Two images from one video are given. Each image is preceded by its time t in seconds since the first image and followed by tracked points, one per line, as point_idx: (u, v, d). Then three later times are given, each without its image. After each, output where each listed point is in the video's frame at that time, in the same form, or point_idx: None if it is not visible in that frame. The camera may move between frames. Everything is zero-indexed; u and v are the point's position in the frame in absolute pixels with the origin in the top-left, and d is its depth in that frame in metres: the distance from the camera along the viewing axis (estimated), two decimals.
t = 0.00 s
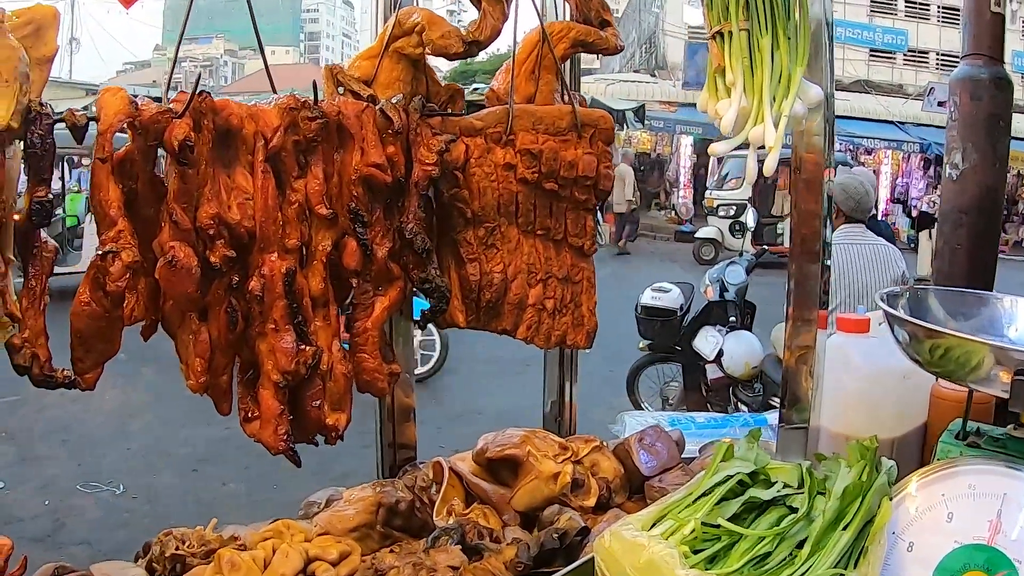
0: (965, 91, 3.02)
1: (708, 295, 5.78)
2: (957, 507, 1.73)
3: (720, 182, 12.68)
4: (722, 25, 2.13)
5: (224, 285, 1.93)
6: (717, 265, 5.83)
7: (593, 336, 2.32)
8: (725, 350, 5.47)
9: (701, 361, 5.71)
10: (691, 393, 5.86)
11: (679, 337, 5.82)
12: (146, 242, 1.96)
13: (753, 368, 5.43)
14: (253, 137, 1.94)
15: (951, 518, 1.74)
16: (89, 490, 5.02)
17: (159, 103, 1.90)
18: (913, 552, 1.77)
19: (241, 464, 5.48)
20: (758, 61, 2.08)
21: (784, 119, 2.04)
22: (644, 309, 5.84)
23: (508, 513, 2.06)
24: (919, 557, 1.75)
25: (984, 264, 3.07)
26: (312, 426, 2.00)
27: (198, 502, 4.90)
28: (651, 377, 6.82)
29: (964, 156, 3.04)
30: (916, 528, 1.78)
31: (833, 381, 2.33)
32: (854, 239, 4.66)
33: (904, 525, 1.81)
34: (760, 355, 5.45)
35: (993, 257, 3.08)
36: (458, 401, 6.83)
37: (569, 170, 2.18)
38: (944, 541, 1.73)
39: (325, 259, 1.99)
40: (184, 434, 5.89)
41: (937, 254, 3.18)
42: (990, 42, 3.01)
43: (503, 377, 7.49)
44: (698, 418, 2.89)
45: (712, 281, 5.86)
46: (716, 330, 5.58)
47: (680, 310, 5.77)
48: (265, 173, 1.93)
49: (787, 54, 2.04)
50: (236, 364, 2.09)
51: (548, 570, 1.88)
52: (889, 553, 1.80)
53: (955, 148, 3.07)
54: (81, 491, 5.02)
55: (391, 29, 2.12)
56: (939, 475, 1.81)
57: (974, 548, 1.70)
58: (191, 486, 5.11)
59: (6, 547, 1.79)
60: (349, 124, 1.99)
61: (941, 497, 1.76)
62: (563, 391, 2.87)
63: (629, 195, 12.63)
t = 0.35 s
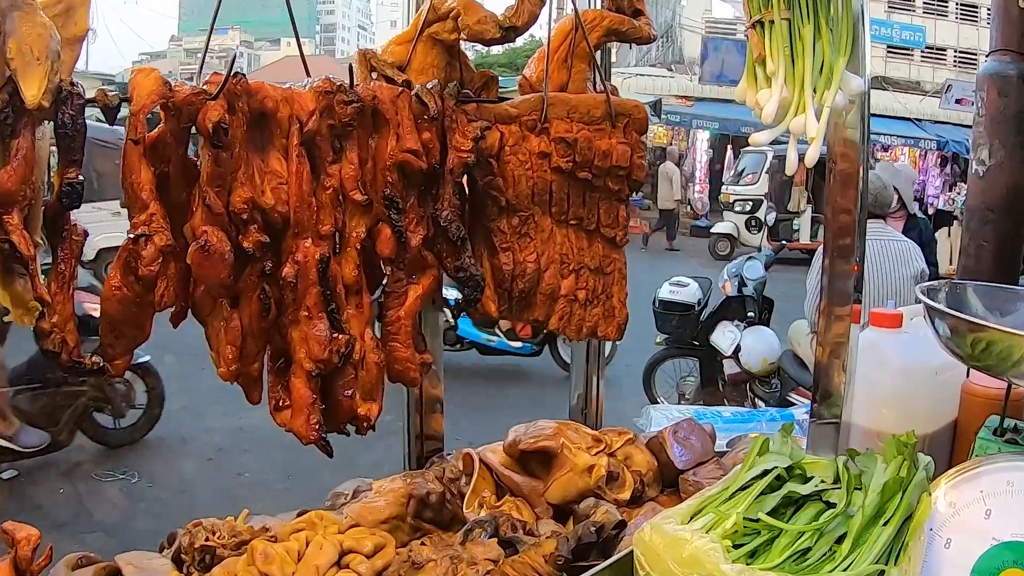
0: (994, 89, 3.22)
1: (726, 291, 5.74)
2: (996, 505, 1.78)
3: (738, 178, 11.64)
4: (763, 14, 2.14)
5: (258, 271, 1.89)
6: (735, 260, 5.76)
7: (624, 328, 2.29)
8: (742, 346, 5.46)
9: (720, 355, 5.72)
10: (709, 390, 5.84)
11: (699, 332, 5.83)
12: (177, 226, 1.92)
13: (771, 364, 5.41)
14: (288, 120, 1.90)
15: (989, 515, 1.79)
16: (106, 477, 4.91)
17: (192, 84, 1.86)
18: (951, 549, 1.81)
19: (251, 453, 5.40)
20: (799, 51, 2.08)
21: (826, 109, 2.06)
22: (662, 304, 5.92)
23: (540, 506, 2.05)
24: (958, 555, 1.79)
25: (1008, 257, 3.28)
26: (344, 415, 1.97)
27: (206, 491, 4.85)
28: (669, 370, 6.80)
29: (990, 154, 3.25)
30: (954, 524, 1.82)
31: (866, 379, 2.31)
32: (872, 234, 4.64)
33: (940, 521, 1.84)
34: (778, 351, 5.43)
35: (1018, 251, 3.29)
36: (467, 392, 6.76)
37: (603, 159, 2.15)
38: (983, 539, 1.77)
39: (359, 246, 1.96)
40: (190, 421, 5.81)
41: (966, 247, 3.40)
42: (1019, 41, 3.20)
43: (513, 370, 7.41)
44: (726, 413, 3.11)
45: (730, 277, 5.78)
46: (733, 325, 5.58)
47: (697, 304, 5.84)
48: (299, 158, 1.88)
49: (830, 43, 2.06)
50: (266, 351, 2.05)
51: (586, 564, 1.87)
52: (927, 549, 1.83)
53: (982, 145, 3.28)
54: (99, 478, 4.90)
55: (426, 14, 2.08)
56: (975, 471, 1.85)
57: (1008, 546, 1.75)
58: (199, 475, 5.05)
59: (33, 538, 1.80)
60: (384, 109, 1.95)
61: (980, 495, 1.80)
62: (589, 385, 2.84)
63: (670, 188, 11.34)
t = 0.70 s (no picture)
0: (1011, 88, 3.01)
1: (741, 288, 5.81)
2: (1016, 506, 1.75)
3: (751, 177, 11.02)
4: (790, 15, 2.14)
5: (287, 266, 1.91)
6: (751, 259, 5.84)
7: (646, 326, 2.31)
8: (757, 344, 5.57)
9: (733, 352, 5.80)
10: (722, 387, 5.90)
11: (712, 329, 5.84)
12: (207, 220, 1.93)
13: (785, 363, 5.52)
14: (318, 117, 1.92)
15: (1008, 516, 1.76)
16: (117, 470, 4.94)
17: (224, 80, 1.87)
18: (970, 550, 1.77)
19: (262, 445, 5.40)
20: (826, 52, 2.09)
21: (852, 112, 2.08)
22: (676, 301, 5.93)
23: (563, 502, 2.09)
24: (977, 556, 1.75)
25: None
26: (370, 410, 1.98)
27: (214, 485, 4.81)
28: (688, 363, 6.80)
29: (1008, 155, 3.03)
30: (973, 525, 1.78)
31: (886, 380, 2.34)
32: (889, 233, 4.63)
33: (959, 521, 1.81)
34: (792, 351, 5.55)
35: None
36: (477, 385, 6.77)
37: (627, 158, 2.16)
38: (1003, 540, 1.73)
39: (387, 242, 1.97)
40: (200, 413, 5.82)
41: (985, 252, 3.20)
42: None
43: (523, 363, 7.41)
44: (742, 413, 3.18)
45: (745, 275, 5.84)
46: (748, 324, 5.68)
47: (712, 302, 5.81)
48: (330, 154, 1.90)
49: (856, 45, 2.08)
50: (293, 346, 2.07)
51: (613, 559, 1.91)
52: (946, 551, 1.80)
53: (999, 146, 3.06)
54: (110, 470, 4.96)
55: (454, 12, 2.09)
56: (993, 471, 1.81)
57: None
58: (209, 466, 5.05)
59: (65, 530, 1.83)
60: (413, 106, 1.96)
61: (1000, 495, 1.77)
62: (610, 381, 2.85)
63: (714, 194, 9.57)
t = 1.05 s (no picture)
0: None
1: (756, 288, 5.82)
2: None
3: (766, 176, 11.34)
4: (812, 18, 2.15)
5: (314, 263, 1.93)
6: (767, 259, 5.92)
7: (665, 325, 2.33)
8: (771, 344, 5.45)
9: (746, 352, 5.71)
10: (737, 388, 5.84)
11: (726, 328, 5.81)
12: (235, 217, 1.95)
13: (798, 363, 5.39)
14: (345, 115, 1.94)
15: None
16: (132, 464, 4.92)
17: (253, 78, 1.89)
18: (985, 550, 1.80)
19: (275, 438, 5.41)
20: (848, 56, 2.10)
21: (874, 115, 2.08)
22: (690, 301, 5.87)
23: (585, 498, 2.10)
24: (992, 556, 1.78)
25: None
26: (394, 406, 2.00)
27: (228, 478, 4.82)
28: (694, 369, 6.76)
29: None
30: (990, 526, 1.81)
31: (903, 382, 2.35)
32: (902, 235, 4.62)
33: (976, 522, 1.83)
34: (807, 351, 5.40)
35: None
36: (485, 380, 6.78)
37: (649, 158, 2.18)
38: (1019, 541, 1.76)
39: (412, 239, 1.99)
40: (211, 406, 5.84)
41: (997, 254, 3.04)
42: None
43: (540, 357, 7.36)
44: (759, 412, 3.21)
45: (760, 275, 5.98)
46: (762, 324, 5.61)
47: (726, 302, 5.78)
48: (356, 151, 1.93)
49: (878, 49, 2.09)
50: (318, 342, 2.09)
51: (633, 556, 1.94)
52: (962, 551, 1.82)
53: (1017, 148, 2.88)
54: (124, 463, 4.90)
55: (478, 12, 2.10)
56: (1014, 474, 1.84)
57: None
58: (219, 458, 5.07)
59: (94, 523, 1.85)
60: (439, 105, 1.97)
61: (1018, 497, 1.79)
62: (627, 378, 2.87)
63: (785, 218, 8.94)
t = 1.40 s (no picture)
0: None
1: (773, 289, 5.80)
2: None
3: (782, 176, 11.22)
4: (833, 25, 2.16)
5: (340, 265, 1.95)
6: (782, 260, 5.86)
7: (684, 328, 2.35)
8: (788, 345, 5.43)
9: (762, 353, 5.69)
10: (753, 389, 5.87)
11: (743, 329, 5.81)
12: (263, 220, 1.98)
13: (814, 365, 5.38)
14: (372, 120, 1.96)
15: None
16: (150, 461, 4.96)
17: (280, 82, 1.91)
18: (1000, 553, 1.82)
19: (290, 434, 5.45)
20: (868, 62, 2.11)
21: (894, 121, 2.10)
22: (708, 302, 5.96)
23: (604, 499, 2.14)
24: (1008, 557, 1.81)
25: None
26: (417, 407, 2.03)
27: (245, 475, 4.85)
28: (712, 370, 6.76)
29: None
30: (1004, 529, 1.84)
31: (921, 385, 2.36)
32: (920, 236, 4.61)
33: (991, 527, 1.86)
34: (823, 352, 5.38)
35: None
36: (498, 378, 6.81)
37: (670, 162, 2.20)
38: None
39: (436, 242, 2.01)
40: (227, 403, 5.88)
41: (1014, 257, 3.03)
42: None
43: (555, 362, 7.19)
44: (776, 414, 3.25)
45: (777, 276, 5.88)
46: (778, 325, 5.56)
47: (743, 303, 5.83)
48: (383, 156, 1.94)
49: (898, 56, 2.10)
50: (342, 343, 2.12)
51: (654, 556, 1.96)
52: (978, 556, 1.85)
53: None
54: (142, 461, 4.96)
55: (501, 18, 2.13)
56: None
57: None
58: (236, 455, 5.11)
59: (124, 521, 1.88)
60: (464, 109, 2.00)
61: None
62: (646, 379, 2.90)
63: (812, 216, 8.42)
